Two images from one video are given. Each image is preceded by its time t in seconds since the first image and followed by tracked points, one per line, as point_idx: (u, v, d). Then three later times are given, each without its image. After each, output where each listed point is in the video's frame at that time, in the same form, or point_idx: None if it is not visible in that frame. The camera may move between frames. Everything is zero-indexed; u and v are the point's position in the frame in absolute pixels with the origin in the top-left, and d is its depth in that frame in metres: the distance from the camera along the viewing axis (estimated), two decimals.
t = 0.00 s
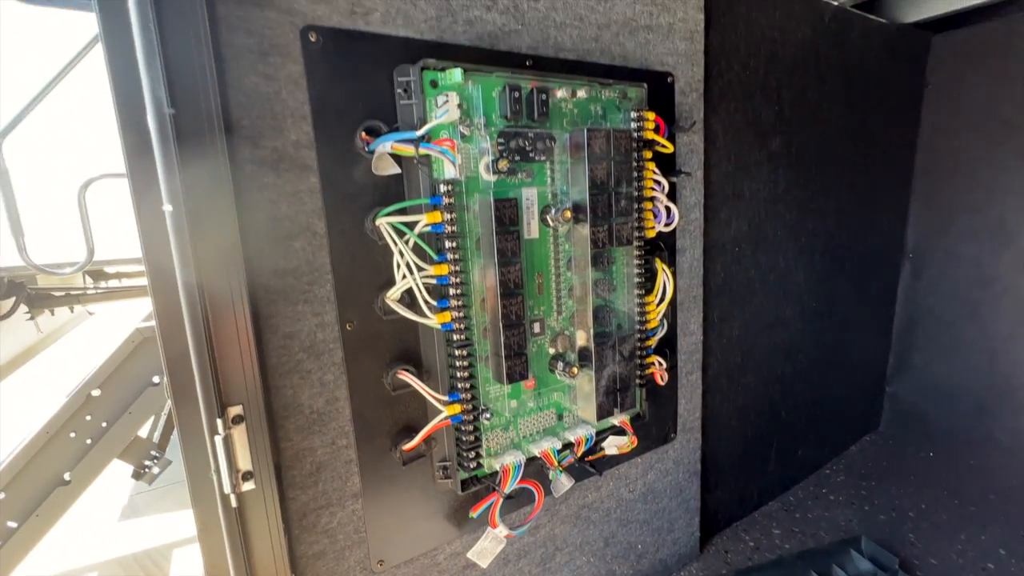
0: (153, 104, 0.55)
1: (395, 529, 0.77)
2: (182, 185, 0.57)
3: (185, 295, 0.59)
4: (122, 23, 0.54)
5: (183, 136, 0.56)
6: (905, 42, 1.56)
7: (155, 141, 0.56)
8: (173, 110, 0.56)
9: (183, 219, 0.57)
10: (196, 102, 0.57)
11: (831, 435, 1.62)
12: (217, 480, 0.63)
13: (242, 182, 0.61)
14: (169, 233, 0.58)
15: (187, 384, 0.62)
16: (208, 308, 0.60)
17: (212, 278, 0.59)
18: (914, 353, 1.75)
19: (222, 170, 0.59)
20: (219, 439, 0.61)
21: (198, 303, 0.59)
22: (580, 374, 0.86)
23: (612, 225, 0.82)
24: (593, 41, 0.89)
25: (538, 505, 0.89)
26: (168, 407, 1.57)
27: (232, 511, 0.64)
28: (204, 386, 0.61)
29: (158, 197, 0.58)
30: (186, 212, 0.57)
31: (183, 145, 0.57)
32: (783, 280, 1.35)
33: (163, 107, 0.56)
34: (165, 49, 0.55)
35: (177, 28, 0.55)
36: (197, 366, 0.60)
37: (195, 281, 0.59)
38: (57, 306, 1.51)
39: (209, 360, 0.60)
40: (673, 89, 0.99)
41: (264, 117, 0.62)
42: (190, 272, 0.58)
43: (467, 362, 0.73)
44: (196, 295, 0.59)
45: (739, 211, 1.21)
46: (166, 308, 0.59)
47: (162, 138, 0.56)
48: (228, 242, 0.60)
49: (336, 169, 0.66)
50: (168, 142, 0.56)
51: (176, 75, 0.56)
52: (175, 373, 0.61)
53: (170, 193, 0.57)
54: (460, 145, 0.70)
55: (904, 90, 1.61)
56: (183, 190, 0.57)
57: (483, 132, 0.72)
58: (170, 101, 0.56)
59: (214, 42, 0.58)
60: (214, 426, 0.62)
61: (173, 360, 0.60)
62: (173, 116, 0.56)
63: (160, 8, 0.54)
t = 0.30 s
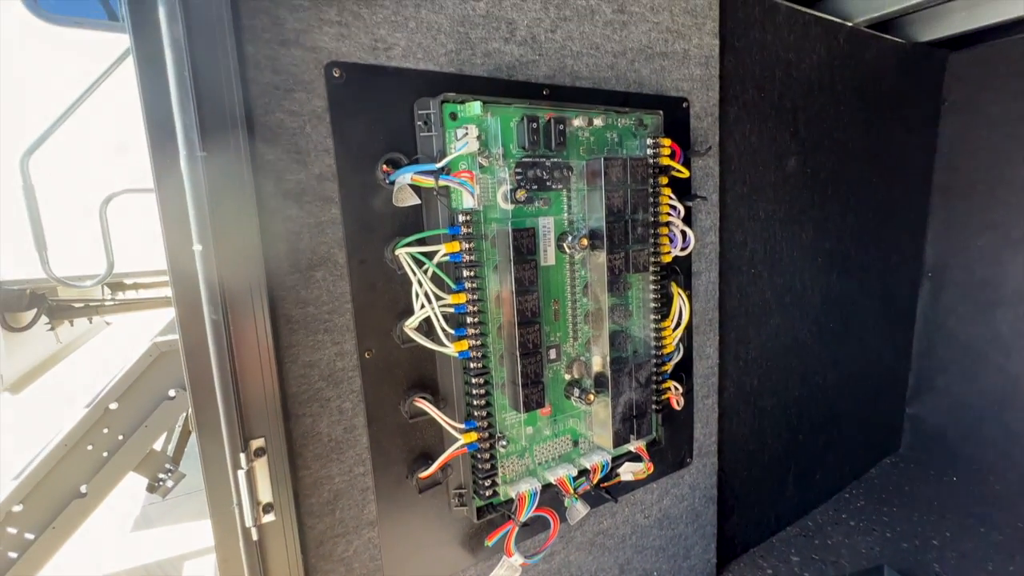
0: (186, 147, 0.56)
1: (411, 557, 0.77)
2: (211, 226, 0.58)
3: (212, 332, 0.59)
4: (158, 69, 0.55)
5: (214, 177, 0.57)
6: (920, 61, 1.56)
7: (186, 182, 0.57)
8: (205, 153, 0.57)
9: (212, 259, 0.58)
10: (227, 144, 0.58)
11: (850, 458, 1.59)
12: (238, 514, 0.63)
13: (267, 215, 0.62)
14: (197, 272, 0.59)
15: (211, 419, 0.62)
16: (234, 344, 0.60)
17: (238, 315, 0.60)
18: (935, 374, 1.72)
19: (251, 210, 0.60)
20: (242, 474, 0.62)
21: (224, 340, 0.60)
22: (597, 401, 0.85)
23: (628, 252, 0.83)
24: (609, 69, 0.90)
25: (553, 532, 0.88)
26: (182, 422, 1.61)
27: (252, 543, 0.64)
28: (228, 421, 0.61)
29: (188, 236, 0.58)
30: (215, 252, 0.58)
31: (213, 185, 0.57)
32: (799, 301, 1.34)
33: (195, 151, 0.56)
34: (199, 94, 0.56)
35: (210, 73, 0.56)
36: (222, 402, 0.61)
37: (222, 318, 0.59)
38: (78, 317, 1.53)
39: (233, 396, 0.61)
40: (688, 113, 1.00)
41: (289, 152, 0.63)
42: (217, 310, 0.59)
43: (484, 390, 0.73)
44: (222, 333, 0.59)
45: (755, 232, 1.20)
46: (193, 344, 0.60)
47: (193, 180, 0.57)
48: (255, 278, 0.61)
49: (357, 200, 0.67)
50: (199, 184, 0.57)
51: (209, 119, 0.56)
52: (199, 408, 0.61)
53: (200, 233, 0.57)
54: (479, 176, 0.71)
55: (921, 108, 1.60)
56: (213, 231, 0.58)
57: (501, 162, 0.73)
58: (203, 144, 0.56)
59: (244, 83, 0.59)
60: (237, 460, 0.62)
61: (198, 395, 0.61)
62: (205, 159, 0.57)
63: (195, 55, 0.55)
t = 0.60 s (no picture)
0: (180, 154, 0.56)
1: (407, 571, 0.75)
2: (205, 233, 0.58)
3: (205, 340, 0.59)
4: (155, 78, 0.56)
5: (208, 184, 0.57)
6: (926, 69, 1.55)
7: (181, 189, 0.57)
8: (200, 160, 0.57)
9: (205, 266, 0.58)
10: (223, 151, 0.58)
11: (860, 472, 1.55)
12: (229, 524, 0.62)
13: (264, 222, 0.62)
14: (191, 279, 0.59)
15: (203, 427, 0.62)
16: (227, 352, 0.60)
17: (232, 322, 0.60)
18: (947, 386, 1.68)
19: (245, 216, 0.60)
20: (233, 483, 0.61)
21: (217, 347, 0.59)
22: (597, 411, 0.84)
23: (629, 260, 0.82)
24: (609, 78, 0.90)
25: (553, 546, 0.86)
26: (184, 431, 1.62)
27: (243, 554, 0.63)
28: (220, 429, 0.60)
29: (183, 243, 0.58)
30: (208, 258, 0.58)
31: (208, 192, 0.57)
32: (806, 311, 1.32)
33: (190, 157, 0.56)
34: (195, 102, 0.56)
35: (207, 81, 0.57)
36: (214, 410, 0.60)
37: (215, 326, 0.59)
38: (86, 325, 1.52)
39: (225, 404, 0.60)
40: (690, 122, 0.99)
41: (287, 159, 0.63)
42: (211, 317, 0.59)
43: (482, 400, 0.72)
44: (215, 340, 0.59)
45: (759, 241, 1.19)
46: (185, 352, 0.59)
47: (187, 186, 0.57)
48: (249, 285, 0.61)
49: (355, 207, 0.67)
50: (193, 190, 0.57)
51: (204, 127, 0.57)
52: (191, 416, 0.61)
53: (194, 240, 0.57)
54: (477, 184, 0.71)
55: (927, 117, 1.59)
56: (207, 237, 0.58)
57: (500, 170, 0.72)
58: (198, 152, 0.56)
59: (241, 91, 0.60)
60: (228, 469, 0.61)
61: (190, 403, 0.60)
62: (200, 166, 0.57)
63: (191, 63, 0.56)
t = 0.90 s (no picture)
0: (180, 172, 0.57)
1: None
2: (202, 249, 0.58)
3: (201, 355, 0.59)
4: (156, 98, 0.57)
5: (207, 201, 0.58)
6: (927, 81, 1.55)
7: (180, 207, 0.58)
8: (199, 177, 0.58)
9: (203, 281, 0.59)
10: (222, 168, 0.59)
11: (866, 486, 1.53)
12: (224, 538, 0.62)
13: (263, 237, 0.63)
14: (189, 294, 0.60)
15: (199, 441, 0.62)
16: (223, 366, 0.60)
17: (229, 337, 0.61)
18: (955, 398, 1.66)
19: (243, 232, 0.61)
20: (229, 497, 0.61)
21: (214, 361, 0.60)
22: (596, 425, 0.83)
23: (627, 273, 0.82)
24: (607, 92, 0.90)
25: (552, 561, 0.85)
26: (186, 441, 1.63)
27: (237, 569, 0.63)
28: (216, 443, 0.61)
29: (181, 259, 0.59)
30: (206, 273, 0.59)
31: (206, 209, 0.58)
32: (808, 323, 1.31)
33: (189, 174, 0.57)
34: (195, 121, 0.57)
35: (207, 100, 0.58)
36: (210, 424, 0.60)
37: (212, 340, 0.60)
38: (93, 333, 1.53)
39: (221, 418, 0.61)
40: (689, 135, 1.00)
41: (287, 175, 0.64)
42: (208, 332, 0.59)
43: (479, 413, 0.72)
44: (212, 354, 0.60)
45: (760, 252, 1.19)
46: (183, 366, 0.60)
47: (186, 203, 0.58)
48: (247, 300, 0.61)
49: (354, 222, 0.68)
50: (191, 207, 0.58)
51: (204, 145, 0.58)
52: (188, 430, 0.61)
53: (192, 256, 0.58)
54: (475, 198, 0.71)
55: (929, 128, 1.58)
56: (205, 253, 0.58)
57: (498, 184, 0.73)
58: (197, 170, 0.58)
59: (242, 110, 0.61)
60: (224, 483, 0.61)
61: (187, 416, 0.61)
62: (199, 183, 0.58)
63: (192, 83, 0.57)
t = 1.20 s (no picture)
0: (197, 184, 0.58)
1: None
2: (218, 259, 0.59)
3: (216, 364, 0.60)
4: (174, 112, 0.58)
5: (222, 213, 0.59)
6: (932, 89, 1.56)
7: (197, 218, 0.59)
8: (215, 189, 0.59)
9: (218, 291, 0.60)
10: (237, 180, 0.60)
11: (877, 497, 1.51)
12: (235, 546, 0.63)
13: (276, 246, 0.64)
14: (204, 304, 0.60)
15: (212, 449, 0.63)
16: (237, 375, 0.61)
17: (242, 346, 0.61)
18: (965, 408, 1.64)
19: (258, 243, 0.61)
20: (240, 505, 0.62)
21: (227, 370, 0.61)
22: (604, 434, 0.83)
23: (635, 283, 0.82)
24: (614, 103, 0.91)
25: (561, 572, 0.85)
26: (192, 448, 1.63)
27: None
28: (228, 452, 0.61)
29: (197, 269, 0.60)
30: (221, 283, 0.60)
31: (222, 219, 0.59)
32: (816, 331, 1.31)
33: (206, 187, 0.58)
34: (212, 134, 0.58)
35: (224, 114, 0.59)
36: (223, 433, 0.61)
37: (226, 348, 0.60)
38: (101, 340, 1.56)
39: (234, 427, 0.61)
40: (695, 145, 1.01)
41: (300, 186, 0.65)
42: (222, 340, 0.60)
43: (488, 422, 0.72)
44: (226, 364, 0.60)
45: (767, 262, 1.19)
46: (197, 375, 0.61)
47: (202, 215, 0.59)
48: (260, 309, 0.62)
49: (364, 232, 0.68)
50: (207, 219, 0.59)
51: (220, 158, 0.59)
52: (202, 438, 0.62)
53: (207, 266, 0.59)
54: (484, 208, 0.72)
55: (936, 136, 1.58)
56: (220, 263, 0.59)
57: (507, 195, 0.74)
58: (214, 182, 0.59)
59: (257, 123, 0.62)
60: (236, 492, 0.62)
61: (200, 425, 0.62)
62: (215, 194, 0.59)
63: (210, 98, 0.58)
